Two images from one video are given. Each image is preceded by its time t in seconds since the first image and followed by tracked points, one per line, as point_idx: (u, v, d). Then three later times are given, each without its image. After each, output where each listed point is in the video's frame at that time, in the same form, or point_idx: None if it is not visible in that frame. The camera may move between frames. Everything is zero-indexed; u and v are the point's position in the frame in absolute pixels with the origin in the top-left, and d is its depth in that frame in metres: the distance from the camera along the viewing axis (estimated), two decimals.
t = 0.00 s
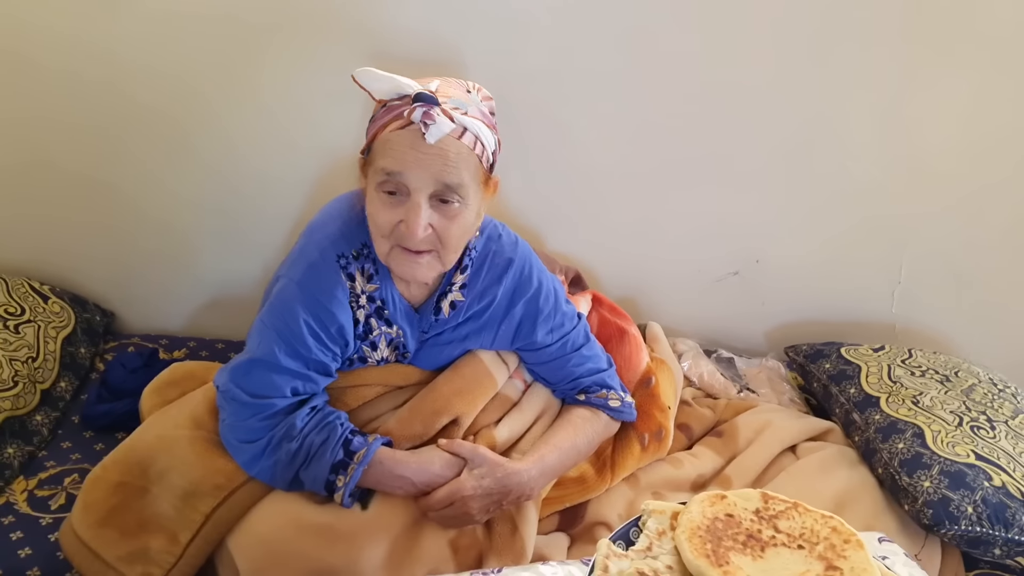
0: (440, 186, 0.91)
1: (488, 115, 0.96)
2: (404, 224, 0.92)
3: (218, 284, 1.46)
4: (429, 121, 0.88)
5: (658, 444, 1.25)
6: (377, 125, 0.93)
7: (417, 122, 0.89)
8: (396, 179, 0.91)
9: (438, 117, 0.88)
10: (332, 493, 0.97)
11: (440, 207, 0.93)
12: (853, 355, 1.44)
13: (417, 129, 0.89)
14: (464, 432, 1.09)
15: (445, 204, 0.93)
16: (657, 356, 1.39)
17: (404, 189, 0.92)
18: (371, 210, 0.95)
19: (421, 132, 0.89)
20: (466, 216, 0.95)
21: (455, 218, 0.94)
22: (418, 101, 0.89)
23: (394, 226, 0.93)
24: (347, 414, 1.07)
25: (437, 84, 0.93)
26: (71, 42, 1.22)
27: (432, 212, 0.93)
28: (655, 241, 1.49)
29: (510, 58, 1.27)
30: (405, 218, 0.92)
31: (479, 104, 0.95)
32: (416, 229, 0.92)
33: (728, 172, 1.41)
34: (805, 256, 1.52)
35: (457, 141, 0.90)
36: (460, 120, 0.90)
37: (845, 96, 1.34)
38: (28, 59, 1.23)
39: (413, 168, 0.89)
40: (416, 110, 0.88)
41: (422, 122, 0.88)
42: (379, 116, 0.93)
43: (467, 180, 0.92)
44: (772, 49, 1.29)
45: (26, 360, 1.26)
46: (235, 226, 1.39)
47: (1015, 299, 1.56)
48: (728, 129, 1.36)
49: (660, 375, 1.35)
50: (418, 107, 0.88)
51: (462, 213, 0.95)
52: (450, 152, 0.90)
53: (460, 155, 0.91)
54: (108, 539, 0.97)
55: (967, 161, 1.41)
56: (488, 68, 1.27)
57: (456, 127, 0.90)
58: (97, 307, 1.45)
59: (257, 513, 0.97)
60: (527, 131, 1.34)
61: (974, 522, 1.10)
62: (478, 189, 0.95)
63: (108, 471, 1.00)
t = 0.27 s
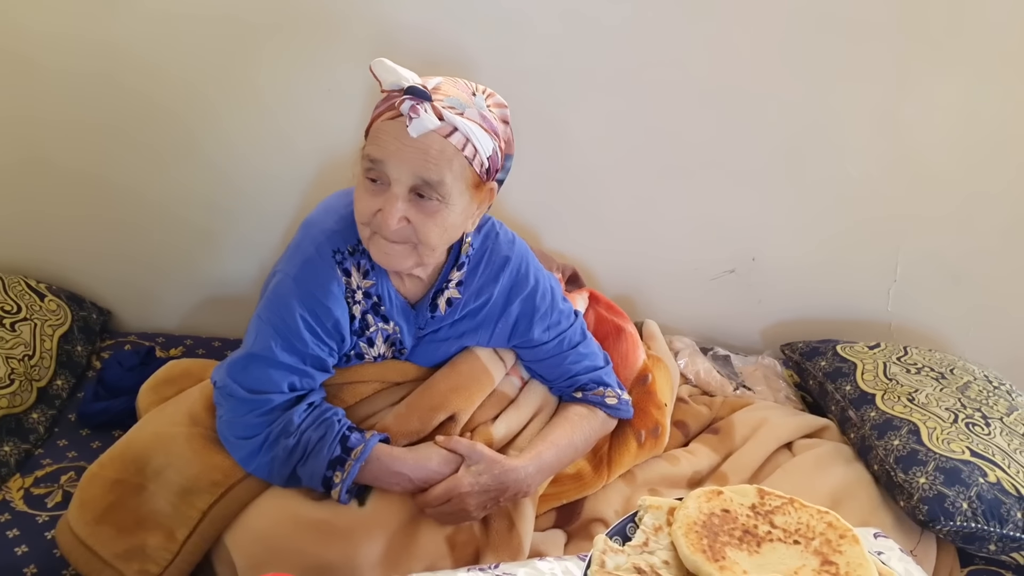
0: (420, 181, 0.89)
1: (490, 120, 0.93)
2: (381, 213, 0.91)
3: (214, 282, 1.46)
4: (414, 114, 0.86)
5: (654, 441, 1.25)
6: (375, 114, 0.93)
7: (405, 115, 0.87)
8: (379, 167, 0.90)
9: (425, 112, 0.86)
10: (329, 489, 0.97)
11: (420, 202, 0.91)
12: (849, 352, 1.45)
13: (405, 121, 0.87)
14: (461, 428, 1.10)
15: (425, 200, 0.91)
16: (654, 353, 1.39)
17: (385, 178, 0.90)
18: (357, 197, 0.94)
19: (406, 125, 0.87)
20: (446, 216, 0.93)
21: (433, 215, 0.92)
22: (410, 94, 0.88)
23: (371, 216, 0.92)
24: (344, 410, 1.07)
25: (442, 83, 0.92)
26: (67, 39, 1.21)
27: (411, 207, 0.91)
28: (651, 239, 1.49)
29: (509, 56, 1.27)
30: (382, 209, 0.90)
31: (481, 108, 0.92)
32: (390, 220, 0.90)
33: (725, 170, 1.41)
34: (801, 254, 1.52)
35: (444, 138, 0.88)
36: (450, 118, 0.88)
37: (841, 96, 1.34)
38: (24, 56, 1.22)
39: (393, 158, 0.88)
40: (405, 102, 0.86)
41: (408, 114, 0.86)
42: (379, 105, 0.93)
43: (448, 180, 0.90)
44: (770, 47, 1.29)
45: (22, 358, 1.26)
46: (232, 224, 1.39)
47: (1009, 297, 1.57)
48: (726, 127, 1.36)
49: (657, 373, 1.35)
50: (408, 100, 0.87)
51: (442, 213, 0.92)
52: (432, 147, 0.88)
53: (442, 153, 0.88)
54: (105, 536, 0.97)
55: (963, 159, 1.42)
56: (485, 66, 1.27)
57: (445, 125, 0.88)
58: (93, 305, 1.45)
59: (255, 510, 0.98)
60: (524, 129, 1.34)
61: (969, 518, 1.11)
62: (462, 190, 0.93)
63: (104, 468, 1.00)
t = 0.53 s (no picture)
0: (410, 190, 0.89)
1: (485, 127, 0.93)
2: (370, 220, 0.90)
3: (212, 284, 1.46)
4: (404, 122, 0.86)
5: (653, 443, 1.25)
6: (369, 118, 0.93)
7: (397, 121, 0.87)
8: (370, 174, 0.90)
9: (416, 121, 0.86)
10: (327, 493, 0.97)
11: (410, 210, 0.91)
12: (847, 355, 1.45)
13: (396, 128, 0.87)
14: (459, 431, 1.09)
15: (416, 208, 0.91)
16: (652, 356, 1.39)
17: (376, 185, 0.90)
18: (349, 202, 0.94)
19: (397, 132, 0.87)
20: (437, 224, 0.92)
21: (423, 224, 0.91)
22: (401, 102, 0.87)
23: (361, 222, 0.92)
24: (342, 413, 1.07)
25: (438, 89, 0.92)
26: (64, 41, 1.21)
27: (401, 214, 0.91)
28: (650, 241, 1.49)
29: (507, 58, 1.27)
30: (372, 215, 0.90)
31: (476, 115, 0.92)
32: (379, 227, 0.89)
33: (723, 172, 1.41)
34: (800, 256, 1.52)
35: (434, 147, 0.88)
36: (441, 127, 0.87)
37: (840, 98, 1.34)
38: (21, 58, 1.22)
39: (384, 166, 0.88)
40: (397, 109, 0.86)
41: (398, 122, 0.86)
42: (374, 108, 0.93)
43: (439, 189, 0.90)
44: (767, 49, 1.29)
45: (19, 361, 1.25)
46: (230, 226, 1.39)
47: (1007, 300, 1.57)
48: (724, 129, 1.36)
49: (655, 375, 1.35)
50: (400, 107, 0.87)
51: (432, 222, 0.92)
52: (423, 157, 0.88)
53: (433, 162, 0.88)
54: (102, 540, 0.96)
55: (961, 161, 1.42)
56: (483, 67, 1.27)
57: (436, 133, 0.87)
58: (90, 307, 1.44)
59: (253, 513, 0.97)
60: (522, 131, 1.34)
61: (968, 521, 1.11)
62: (454, 199, 0.92)
63: (101, 471, 1.00)
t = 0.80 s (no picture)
0: (407, 193, 0.89)
1: (483, 129, 0.93)
2: (367, 223, 0.90)
3: (210, 284, 1.45)
4: (401, 126, 0.85)
5: (652, 444, 1.25)
6: (367, 120, 0.92)
7: (394, 124, 0.86)
8: (367, 177, 0.90)
9: (413, 124, 0.85)
10: (326, 493, 0.97)
11: (407, 213, 0.91)
12: (847, 355, 1.44)
13: (393, 131, 0.87)
14: (458, 432, 1.09)
15: (413, 211, 0.91)
16: (651, 356, 1.39)
17: (373, 188, 0.90)
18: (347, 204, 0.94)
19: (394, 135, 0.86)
20: (434, 227, 0.92)
21: (420, 227, 0.91)
22: (398, 105, 0.86)
23: (359, 224, 0.91)
24: (341, 414, 1.07)
25: (437, 90, 0.91)
26: (61, 39, 1.20)
27: (398, 217, 0.90)
28: (649, 241, 1.49)
29: (507, 58, 1.26)
30: (369, 218, 0.90)
31: (474, 117, 0.92)
32: (376, 230, 0.89)
33: (723, 172, 1.41)
34: (799, 256, 1.52)
35: (432, 150, 0.87)
36: (439, 130, 0.87)
37: (839, 98, 1.34)
38: (18, 58, 1.22)
39: (381, 169, 0.88)
40: (394, 111, 0.85)
41: (395, 126, 0.85)
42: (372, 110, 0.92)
43: (436, 192, 0.89)
44: (766, 49, 1.29)
45: (16, 361, 1.25)
46: (229, 225, 1.39)
47: (1006, 300, 1.57)
48: (723, 129, 1.36)
49: (654, 376, 1.35)
50: (396, 110, 0.86)
51: (429, 225, 0.92)
52: (420, 160, 0.87)
53: (430, 165, 0.88)
54: (99, 541, 0.96)
55: (960, 161, 1.42)
56: (482, 66, 1.27)
57: (434, 136, 0.87)
58: (88, 308, 1.44)
59: (251, 514, 0.97)
60: (520, 131, 1.34)
61: (968, 521, 1.11)
62: (451, 202, 0.92)
63: (98, 472, 0.99)
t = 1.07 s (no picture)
0: (404, 197, 0.89)
1: (482, 133, 0.92)
2: (364, 225, 0.90)
3: (208, 285, 1.45)
4: (399, 130, 0.85)
5: (650, 444, 1.25)
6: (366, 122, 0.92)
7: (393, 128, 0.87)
8: (365, 180, 0.90)
9: (410, 129, 0.86)
10: (324, 494, 0.97)
11: (405, 216, 0.91)
12: (844, 355, 1.45)
13: (391, 134, 0.87)
14: (457, 433, 1.09)
15: (411, 214, 0.91)
16: (649, 357, 1.39)
17: (371, 191, 0.90)
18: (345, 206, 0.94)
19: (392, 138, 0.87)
20: (431, 230, 0.92)
21: (418, 230, 0.91)
22: (397, 108, 0.87)
23: (356, 226, 0.91)
24: (339, 415, 1.07)
25: (437, 93, 0.91)
26: (60, 40, 1.20)
27: (396, 220, 0.91)
28: (647, 242, 1.49)
29: (505, 59, 1.26)
30: (367, 220, 0.90)
31: (474, 121, 0.92)
32: (373, 232, 0.89)
33: (720, 173, 1.41)
34: (796, 257, 1.53)
35: (430, 154, 0.87)
36: (437, 133, 0.87)
37: (837, 99, 1.34)
38: (16, 58, 1.22)
39: (379, 172, 0.88)
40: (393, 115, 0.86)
41: (394, 129, 0.86)
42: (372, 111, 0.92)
43: (434, 196, 0.89)
44: (764, 50, 1.29)
45: (14, 362, 1.25)
46: (227, 226, 1.39)
47: (1003, 301, 1.57)
48: (720, 130, 1.36)
49: (652, 376, 1.35)
50: (395, 114, 0.86)
51: (427, 228, 0.92)
52: (418, 164, 0.87)
53: (428, 169, 0.88)
54: (97, 542, 0.96)
55: (957, 163, 1.42)
56: (481, 67, 1.27)
57: (432, 140, 0.87)
58: (86, 308, 1.44)
59: (250, 515, 0.97)
60: (518, 132, 1.34)
61: (965, 522, 1.11)
62: (449, 206, 0.92)
63: (96, 474, 0.99)
